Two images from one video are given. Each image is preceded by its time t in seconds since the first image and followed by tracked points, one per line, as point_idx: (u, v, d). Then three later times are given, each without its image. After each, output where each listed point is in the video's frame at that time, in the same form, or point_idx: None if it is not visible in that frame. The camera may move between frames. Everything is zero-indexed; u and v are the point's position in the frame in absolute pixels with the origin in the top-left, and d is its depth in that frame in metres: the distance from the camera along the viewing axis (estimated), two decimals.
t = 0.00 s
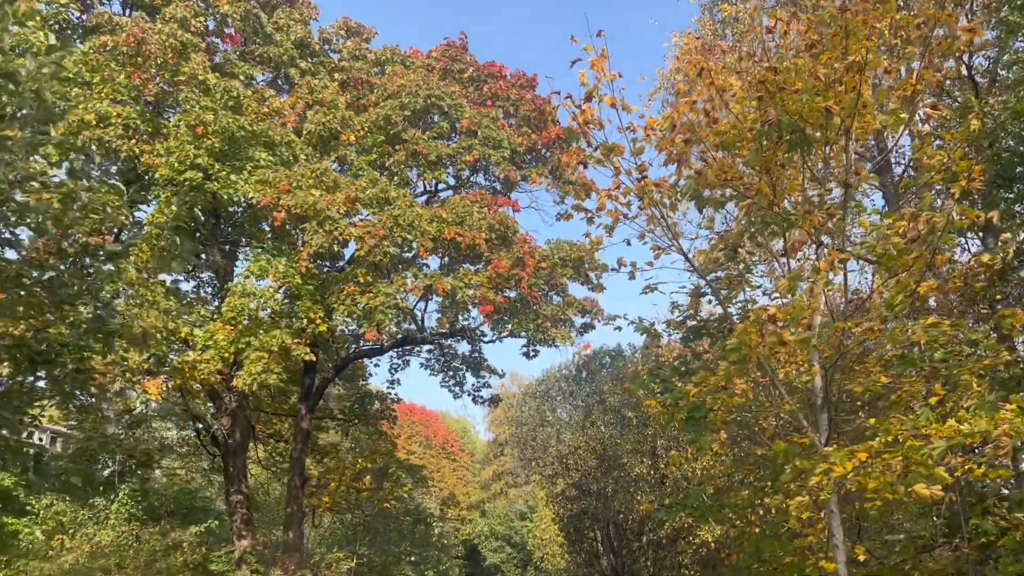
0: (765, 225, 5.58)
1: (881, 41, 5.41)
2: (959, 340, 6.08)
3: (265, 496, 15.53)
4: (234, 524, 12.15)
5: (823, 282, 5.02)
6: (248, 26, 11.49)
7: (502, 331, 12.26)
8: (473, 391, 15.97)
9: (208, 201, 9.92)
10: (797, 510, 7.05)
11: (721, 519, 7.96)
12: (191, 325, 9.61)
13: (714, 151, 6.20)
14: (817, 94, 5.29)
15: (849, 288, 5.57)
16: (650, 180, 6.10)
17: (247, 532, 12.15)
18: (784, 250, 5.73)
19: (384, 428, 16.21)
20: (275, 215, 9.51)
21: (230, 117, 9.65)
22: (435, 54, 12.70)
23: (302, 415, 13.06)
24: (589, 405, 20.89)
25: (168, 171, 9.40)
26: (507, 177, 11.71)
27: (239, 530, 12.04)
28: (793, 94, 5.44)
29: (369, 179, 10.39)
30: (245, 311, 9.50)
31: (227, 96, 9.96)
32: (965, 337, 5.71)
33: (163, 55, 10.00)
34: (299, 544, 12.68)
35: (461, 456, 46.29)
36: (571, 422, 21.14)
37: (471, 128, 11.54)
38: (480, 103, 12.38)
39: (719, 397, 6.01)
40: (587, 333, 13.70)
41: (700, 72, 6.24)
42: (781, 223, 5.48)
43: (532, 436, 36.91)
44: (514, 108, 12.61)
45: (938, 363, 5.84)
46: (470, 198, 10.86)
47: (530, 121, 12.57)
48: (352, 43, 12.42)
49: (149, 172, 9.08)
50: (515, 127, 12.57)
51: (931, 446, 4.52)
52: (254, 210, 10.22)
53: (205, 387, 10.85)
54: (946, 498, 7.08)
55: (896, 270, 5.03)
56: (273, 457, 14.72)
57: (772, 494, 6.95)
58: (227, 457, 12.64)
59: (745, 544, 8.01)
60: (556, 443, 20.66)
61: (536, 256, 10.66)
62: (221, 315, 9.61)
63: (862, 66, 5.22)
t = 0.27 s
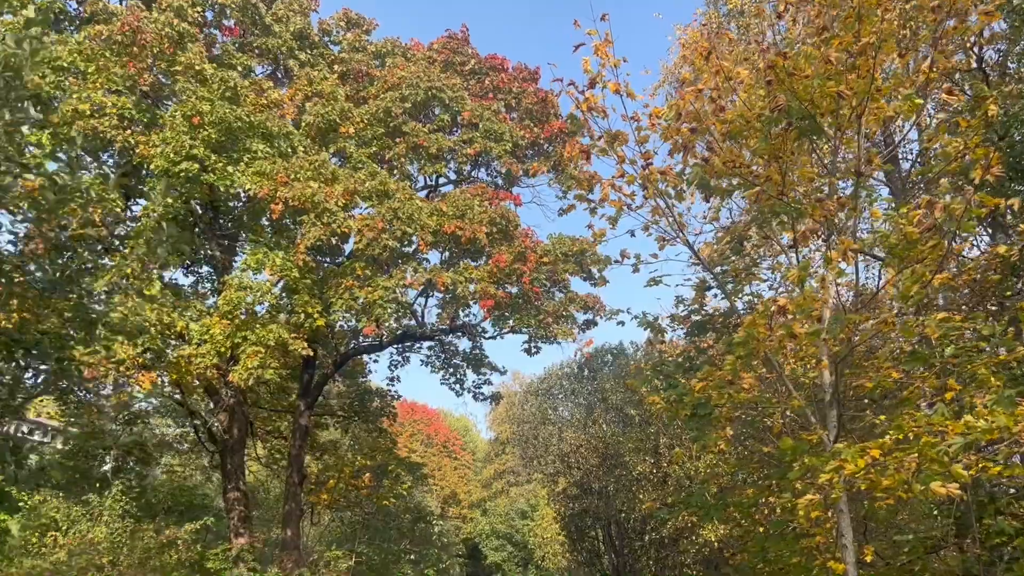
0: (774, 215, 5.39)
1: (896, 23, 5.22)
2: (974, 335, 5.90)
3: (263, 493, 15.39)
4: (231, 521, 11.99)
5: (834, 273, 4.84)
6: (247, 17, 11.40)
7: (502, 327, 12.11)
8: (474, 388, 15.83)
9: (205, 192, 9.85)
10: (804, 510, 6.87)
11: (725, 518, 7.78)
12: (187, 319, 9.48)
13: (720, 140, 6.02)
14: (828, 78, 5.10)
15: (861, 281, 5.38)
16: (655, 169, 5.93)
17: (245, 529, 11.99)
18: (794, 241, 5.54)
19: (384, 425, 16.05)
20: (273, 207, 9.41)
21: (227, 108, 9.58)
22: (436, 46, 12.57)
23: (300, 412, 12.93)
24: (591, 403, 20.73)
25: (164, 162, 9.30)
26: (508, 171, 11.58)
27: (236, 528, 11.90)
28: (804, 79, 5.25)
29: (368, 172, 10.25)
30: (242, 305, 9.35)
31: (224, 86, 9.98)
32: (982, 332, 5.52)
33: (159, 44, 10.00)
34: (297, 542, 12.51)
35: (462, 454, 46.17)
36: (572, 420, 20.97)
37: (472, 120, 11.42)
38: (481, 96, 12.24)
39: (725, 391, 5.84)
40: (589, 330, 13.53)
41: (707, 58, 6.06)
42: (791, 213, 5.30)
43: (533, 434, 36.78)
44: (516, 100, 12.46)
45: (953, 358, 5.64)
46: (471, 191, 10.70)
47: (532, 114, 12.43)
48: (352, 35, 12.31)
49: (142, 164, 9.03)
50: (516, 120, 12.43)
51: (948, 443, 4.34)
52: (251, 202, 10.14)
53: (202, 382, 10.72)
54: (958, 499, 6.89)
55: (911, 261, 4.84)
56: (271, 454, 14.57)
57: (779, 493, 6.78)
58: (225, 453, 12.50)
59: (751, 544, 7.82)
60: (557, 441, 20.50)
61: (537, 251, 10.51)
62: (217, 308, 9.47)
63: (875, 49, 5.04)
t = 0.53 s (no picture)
0: (782, 199, 5.21)
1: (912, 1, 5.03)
2: (987, 323, 5.72)
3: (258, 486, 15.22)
4: (225, 515, 11.80)
5: (846, 257, 4.67)
6: (243, 2, 11.24)
7: (501, 318, 11.94)
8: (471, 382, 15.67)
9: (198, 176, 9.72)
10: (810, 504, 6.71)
11: (729, 512, 7.61)
12: (179, 308, 9.31)
13: (727, 125, 5.84)
14: (841, 55, 4.92)
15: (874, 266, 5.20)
16: (659, 152, 5.76)
17: (238, 523, 11.80)
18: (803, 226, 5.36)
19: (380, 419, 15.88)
20: (267, 193, 9.22)
21: (221, 93, 9.49)
22: (434, 33, 12.40)
23: (296, 405, 12.77)
24: (590, 397, 20.59)
25: (156, 148, 9.14)
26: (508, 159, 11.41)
27: (230, 522, 11.72)
28: (813, 59, 5.05)
29: (366, 160, 10.08)
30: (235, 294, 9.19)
31: (218, 72, 9.92)
32: (998, 320, 5.32)
33: (153, 27, 9.90)
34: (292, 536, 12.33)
35: (459, 451, 46.13)
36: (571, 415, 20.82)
37: (471, 109, 11.29)
38: (481, 84, 12.07)
39: (731, 380, 5.68)
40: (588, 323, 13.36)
41: (713, 39, 5.87)
42: (800, 198, 5.10)
43: (531, 430, 36.66)
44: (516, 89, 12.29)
45: (968, 347, 5.45)
46: (470, 179, 10.51)
47: (532, 103, 12.27)
48: (350, 21, 12.14)
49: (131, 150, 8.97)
50: (516, 109, 12.27)
51: (966, 433, 4.16)
52: (247, 190, 9.98)
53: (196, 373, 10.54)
54: (968, 492, 6.71)
55: (925, 244, 4.67)
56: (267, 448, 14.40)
57: (784, 486, 6.61)
58: (219, 446, 12.33)
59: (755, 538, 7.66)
60: (556, 436, 20.37)
61: (537, 241, 10.34)
62: (210, 297, 9.30)
63: (891, 24, 4.84)
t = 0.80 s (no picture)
0: (792, 182, 5.04)
1: None
2: (1002, 312, 5.56)
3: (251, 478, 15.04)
4: (218, 507, 11.62)
5: (860, 241, 4.49)
6: None
7: (499, 308, 11.77)
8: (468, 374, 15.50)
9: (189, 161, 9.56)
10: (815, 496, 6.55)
11: (730, 505, 7.45)
12: (170, 295, 9.10)
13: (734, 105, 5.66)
14: (855, 30, 4.73)
15: (888, 251, 5.01)
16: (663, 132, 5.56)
17: (231, 515, 11.62)
18: (814, 209, 5.18)
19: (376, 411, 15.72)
20: (260, 178, 9.04)
21: (212, 75, 9.39)
22: (432, 18, 12.19)
23: (290, 396, 12.59)
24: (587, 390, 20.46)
25: (146, 131, 8.97)
26: (507, 146, 11.22)
27: (223, 513, 11.54)
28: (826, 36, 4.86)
29: (361, 145, 9.89)
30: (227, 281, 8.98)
31: (210, 54, 9.77)
32: (1013, 307, 5.16)
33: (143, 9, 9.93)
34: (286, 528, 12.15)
35: (455, 444, 46.05)
36: (568, 407, 20.69)
37: (469, 94, 11.11)
38: (479, 69, 11.87)
39: (736, 369, 5.52)
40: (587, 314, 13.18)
41: (721, 17, 5.68)
42: (811, 180, 4.92)
43: (527, 423, 36.57)
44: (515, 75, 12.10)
45: (982, 335, 5.28)
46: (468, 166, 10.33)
47: (530, 89, 12.08)
48: (345, 5, 11.93)
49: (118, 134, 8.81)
50: (515, 95, 12.07)
51: (986, 423, 3.99)
52: (240, 175, 9.80)
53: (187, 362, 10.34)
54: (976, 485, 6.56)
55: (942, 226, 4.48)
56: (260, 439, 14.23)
57: (790, 478, 6.44)
58: (211, 437, 12.15)
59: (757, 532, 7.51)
60: (553, 428, 20.25)
61: (535, 228, 10.16)
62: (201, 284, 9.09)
63: None
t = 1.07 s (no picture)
0: (797, 161, 4.90)
1: None
2: (1011, 296, 5.43)
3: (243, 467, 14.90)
4: (208, 496, 11.45)
5: (868, 220, 4.35)
6: None
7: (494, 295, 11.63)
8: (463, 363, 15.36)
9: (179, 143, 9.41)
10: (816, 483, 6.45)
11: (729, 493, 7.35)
12: (159, 280, 8.94)
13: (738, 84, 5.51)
14: (863, 3, 4.58)
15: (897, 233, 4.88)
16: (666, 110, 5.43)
17: (222, 504, 11.46)
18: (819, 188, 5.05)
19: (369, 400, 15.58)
20: (251, 161, 8.87)
21: (202, 56, 9.25)
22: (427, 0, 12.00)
23: (282, 384, 12.43)
24: (582, 380, 20.37)
25: (134, 111, 8.83)
26: (502, 131, 11.07)
27: (213, 503, 11.40)
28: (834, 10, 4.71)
29: (354, 128, 9.72)
30: (217, 264, 8.86)
31: (200, 34, 9.57)
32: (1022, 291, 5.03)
33: None
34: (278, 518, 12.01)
35: (449, 435, 46.01)
36: (563, 397, 20.60)
37: (464, 77, 10.95)
38: (474, 53, 11.71)
39: (737, 354, 5.39)
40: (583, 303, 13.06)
41: None
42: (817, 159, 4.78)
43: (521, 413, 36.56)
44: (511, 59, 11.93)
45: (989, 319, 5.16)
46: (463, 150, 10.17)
47: (527, 74, 11.92)
48: None
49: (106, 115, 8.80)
50: (511, 80, 11.92)
51: (998, 407, 3.86)
52: (231, 159, 9.66)
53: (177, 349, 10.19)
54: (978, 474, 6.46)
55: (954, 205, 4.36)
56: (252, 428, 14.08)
57: (791, 466, 6.33)
58: (203, 425, 11.99)
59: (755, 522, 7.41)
60: (547, 419, 20.16)
61: (531, 214, 10.02)
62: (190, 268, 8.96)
63: None
